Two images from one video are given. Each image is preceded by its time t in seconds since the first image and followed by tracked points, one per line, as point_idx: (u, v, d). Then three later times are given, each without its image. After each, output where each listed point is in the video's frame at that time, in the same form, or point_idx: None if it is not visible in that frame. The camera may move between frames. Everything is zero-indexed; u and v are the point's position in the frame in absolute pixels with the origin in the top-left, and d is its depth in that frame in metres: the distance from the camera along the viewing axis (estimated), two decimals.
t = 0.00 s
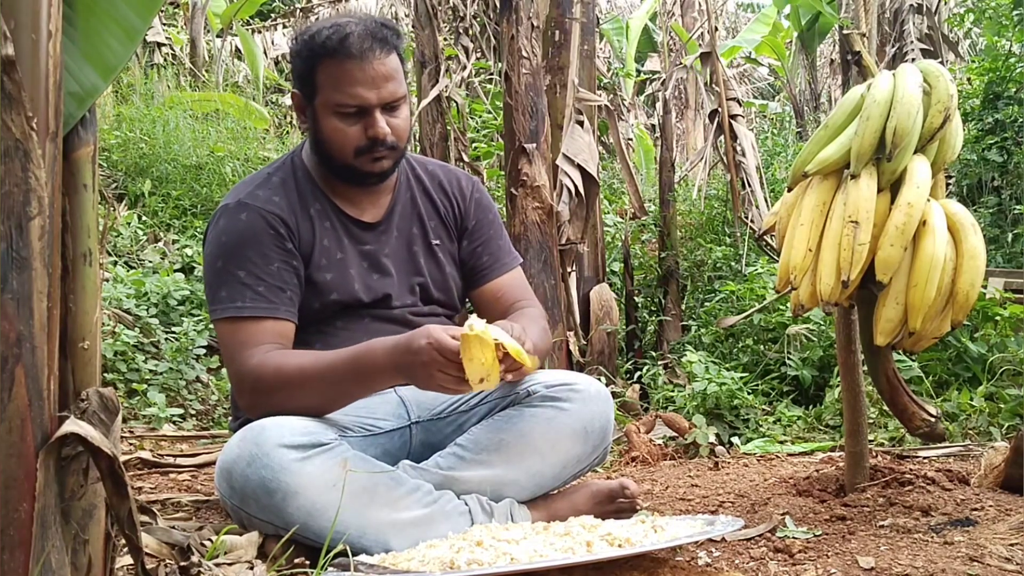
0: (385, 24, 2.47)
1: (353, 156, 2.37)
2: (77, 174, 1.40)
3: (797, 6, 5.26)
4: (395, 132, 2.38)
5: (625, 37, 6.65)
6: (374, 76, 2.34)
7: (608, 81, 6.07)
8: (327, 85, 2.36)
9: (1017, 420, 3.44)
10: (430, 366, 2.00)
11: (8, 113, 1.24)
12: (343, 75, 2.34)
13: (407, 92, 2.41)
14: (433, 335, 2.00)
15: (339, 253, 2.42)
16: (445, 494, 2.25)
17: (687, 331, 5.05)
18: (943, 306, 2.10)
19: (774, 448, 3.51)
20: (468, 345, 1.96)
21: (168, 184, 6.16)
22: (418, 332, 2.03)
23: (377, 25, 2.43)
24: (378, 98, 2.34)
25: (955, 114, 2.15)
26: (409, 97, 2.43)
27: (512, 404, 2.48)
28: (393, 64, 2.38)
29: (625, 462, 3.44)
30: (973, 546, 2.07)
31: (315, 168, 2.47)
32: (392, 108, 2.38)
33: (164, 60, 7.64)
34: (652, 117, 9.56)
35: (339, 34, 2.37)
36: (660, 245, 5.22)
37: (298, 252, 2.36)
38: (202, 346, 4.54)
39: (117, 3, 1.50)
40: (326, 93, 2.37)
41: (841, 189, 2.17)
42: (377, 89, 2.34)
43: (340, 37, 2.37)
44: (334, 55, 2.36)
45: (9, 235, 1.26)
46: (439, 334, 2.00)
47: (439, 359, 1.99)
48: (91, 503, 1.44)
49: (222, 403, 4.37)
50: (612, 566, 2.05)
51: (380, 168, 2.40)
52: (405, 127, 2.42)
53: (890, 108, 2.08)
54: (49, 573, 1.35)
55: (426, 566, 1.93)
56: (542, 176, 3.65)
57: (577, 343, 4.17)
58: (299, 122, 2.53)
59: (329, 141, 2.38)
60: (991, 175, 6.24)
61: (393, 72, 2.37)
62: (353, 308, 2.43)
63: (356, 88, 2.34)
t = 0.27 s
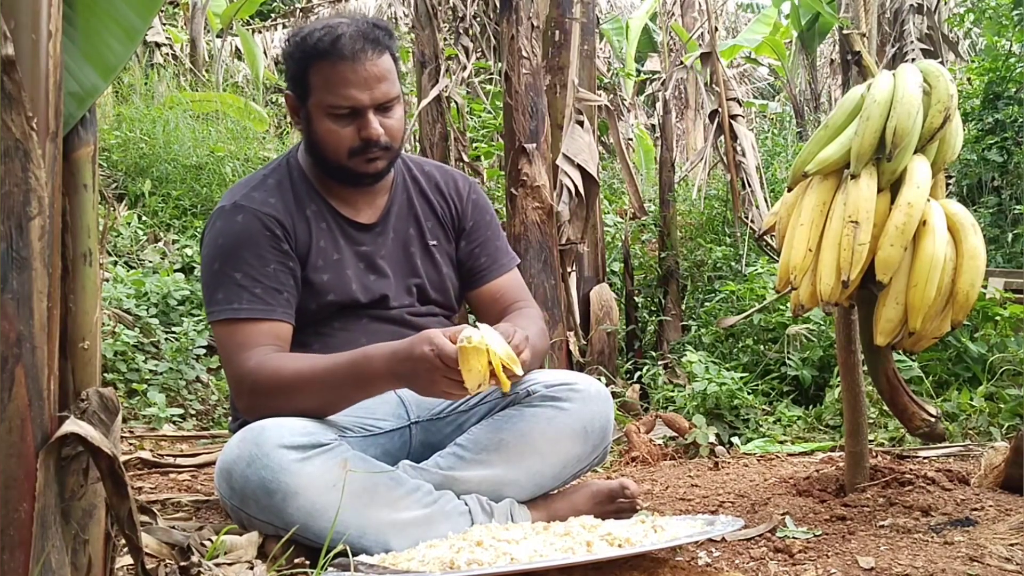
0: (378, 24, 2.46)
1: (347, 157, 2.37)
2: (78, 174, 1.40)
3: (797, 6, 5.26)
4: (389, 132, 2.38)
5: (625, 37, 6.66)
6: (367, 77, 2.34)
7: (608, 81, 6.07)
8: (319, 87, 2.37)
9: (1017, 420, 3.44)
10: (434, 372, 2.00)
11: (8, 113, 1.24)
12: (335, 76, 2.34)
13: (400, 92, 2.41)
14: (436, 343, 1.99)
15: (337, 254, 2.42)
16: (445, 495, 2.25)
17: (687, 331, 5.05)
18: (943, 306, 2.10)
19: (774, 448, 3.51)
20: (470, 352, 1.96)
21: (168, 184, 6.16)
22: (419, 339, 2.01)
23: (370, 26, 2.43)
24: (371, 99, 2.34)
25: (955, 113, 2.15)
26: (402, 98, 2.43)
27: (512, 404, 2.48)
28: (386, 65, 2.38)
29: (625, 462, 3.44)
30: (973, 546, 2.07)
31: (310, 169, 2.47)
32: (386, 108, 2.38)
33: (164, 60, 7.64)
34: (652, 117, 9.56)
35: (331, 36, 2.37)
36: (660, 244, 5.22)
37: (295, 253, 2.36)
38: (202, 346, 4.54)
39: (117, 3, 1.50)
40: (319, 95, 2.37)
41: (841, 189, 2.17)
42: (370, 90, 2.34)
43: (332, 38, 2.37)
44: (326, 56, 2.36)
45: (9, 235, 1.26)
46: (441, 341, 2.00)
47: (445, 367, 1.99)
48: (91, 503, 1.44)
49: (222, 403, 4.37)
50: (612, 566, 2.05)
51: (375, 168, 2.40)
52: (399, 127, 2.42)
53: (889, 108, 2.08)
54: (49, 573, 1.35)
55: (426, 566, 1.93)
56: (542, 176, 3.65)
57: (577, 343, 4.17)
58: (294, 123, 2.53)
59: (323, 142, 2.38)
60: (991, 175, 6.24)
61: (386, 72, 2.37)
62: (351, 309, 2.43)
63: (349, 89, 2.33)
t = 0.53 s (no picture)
0: (374, 24, 2.46)
1: (343, 158, 2.37)
2: (78, 174, 1.40)
3: (797, 6, 5.26)
4: (385, 133, 2.38)
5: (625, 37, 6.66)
6: (363, 78, 2.33)
7: (608, 81, 6.07)
8: (315, 87, 2.36)
9: (1017, 420, 3.44)
10: (433, 378, 2.00)
11: (8, 113, 1.24)
12: (331, 77, 2.34)
13: (396, 93, 2.41)
14: (436, 352, 1.99)
15: (334, 255, 2.42)
16: (445, 495, 2.25)
17: (687, 331, 5.04)
18: (943, 306, 2.10)
19: (774, 448, 3.51)
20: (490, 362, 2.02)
21: (168, 184, 6.16)
22: (414, 348, 2.00)
23: (365, 26, 2.43)
24: (367, 100, 2.34)
25: (955, 113, 2.15)
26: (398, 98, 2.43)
27: (512, 404, 2.49)
28: (383, 65, 2.38)
29: (625, 462, 3.44)
30: (973, 546, 2.06)
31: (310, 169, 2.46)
32: (382, 109, 2.38)
33: (164, 60, 7.64)
34: (652, 117, 9.56)
35: (327, 36, 2.37)
36: (660, 244, 5.22)
37: (291, 254, 2.36)
38: (202, 346, 4.54)
39: (117, 3, 1.50)
40: (316, 96, 2.37)
41: (841, 189, 2.17)
42: (366, 91, 2.34)
43: (328, 39, 2.36)
44: (322, 57, 2.36)
45: (9, 235, 1.26)
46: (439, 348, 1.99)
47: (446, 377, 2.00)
48: (91, 503, 1.44)
49: (222, 403, 4.37)
50: (612, 566, 2.05)
51: (371, 169, 2.40)
52: (395, 128, 2.42)
53: (889, 108, 2.09)
54: (49, 573, 1.35)
55: (426, 566, 1.93)
56: (542, 176, 3.65)
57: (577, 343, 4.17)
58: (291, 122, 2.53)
59: (320, 143, 2.38)
60: (991, 175, 6.24)
61: (382, 73, 2.37)
62: (349, 309, 2.43)
63: (345, 89, 2.33)
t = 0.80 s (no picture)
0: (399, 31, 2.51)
1: (387, 163, 2.40)
2: (78, 174, 1.40)
3: (797, 6, 5.26)
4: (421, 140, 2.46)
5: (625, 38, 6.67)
6: (414, 86, 2.39)
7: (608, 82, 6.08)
8: (371, 92, 2.36)
9: (1017, 420, 3.44)
10: (429, 404, 1.95)
11: (9, 114, 1.25)
12: (389, 83, 2.36)
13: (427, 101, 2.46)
14: (439, 383, 1.94)
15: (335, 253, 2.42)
16: (445, 494, 2.26)
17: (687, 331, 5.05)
18: (943, 305, 2.10)
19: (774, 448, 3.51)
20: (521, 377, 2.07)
21: (168, 184, 6.16)
22: (418, 373, 1.95)
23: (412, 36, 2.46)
24: (418, 106, 2.40)
25: (955, 114, 2.15)
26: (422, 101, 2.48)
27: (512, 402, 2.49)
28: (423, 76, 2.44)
29: (624, 462, 3.44)
30: (972, 545, 2.07)
31: (329, 169, 2.43)
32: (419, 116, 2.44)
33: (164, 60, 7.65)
34: (652, 117, 9.57)
35: (390, 44, 2.38)
36: (660, 245, 5.22)
37: (292, 252, 2.35)
38: (202, 346, 4.55)
39: (118, 4, 1.50)
40: (370, 100, 2.36)
41: (841, 189, 2.17)
42: (417, 97, 2.40)
43: (391, 47, 2.37)
44: (383, 63, 2.36)
45: (9, 236, 1.26)
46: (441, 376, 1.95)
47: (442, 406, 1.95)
48: (91, 502, 1.45)
49: (223, 403, 4.37)
50: (612, 566, 2.05)
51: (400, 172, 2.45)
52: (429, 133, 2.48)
53: (890, 108, 2.09)
54: (49, 572, 1.35)
55: (426, 566, 1.93)
56: (542, 177, 3.65)
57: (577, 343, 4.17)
58: (308, 117, 2.45)
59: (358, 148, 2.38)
60: (991, 176, 6.24)
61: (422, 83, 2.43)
62: (349, 305, 2.44)
63: (402, 96, 2.37)
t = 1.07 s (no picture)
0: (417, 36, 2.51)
1: (393, 162, 2.41)
2: (77, 174, 1.39)
3: (797, 6, 5.26)
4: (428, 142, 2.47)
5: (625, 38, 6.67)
6: (424, 87, 2.41)
7: (608, 81, 6.07)
8: (381, 90, 2.37)
9: (1017, 420, 3.44)
10: (437, 395, 1.95)
11: (8, 113, 1.24)
12: (399, 83, 2.38)
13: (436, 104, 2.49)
14: (440, 372, 1.93)
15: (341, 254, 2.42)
16: (445, 495, 2.25)
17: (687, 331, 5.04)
18: (943, 306, 2.10)
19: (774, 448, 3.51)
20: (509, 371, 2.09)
21: (168, 184, 6.16)
22: (418, 365, 1.94)
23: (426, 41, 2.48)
24: (426, 107, 2.42)
25: (955, 113, 2.15)
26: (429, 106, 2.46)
27: (512, 403, 2.49)
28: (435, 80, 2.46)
29: (625, 462, 3.44)
30: (973, 546, 2.06)
31: (333, 165, 2.44)
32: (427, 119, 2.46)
33: (164, 60, 7.64)
34: (652, 117, 9.57)
35: (403, 45, 2.39)
36: (660, 245, 5.22)
37: (298, 253, 2.35)
38: (201, 346, 4.54)
39: (117, 3, 1.50)
40: (379, 98, 2.38)
41: (841, 189, 2.17)
42: (425, 98, 2.41)
43: (404, 47, 2.39)
44: (395, 63, 2.38)
45: (9, 236, 1.26)
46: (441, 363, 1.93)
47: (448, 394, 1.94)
48: (91, 503, 1.44)
49: (222, 403, 4.36)
50: (612, 566, 2.05)
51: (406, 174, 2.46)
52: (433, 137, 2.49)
53: (890, 108, 2.08)
54: (49, 573, 1.35)
55: (426, 566, 1.92)
56: (542, 177, 3.65)
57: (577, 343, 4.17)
58: (315, 112, 2.48)
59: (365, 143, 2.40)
60: (991, 176, 6.24)
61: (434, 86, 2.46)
62: (352, 306, 2.43)
63: (411, 96, 2.38)
